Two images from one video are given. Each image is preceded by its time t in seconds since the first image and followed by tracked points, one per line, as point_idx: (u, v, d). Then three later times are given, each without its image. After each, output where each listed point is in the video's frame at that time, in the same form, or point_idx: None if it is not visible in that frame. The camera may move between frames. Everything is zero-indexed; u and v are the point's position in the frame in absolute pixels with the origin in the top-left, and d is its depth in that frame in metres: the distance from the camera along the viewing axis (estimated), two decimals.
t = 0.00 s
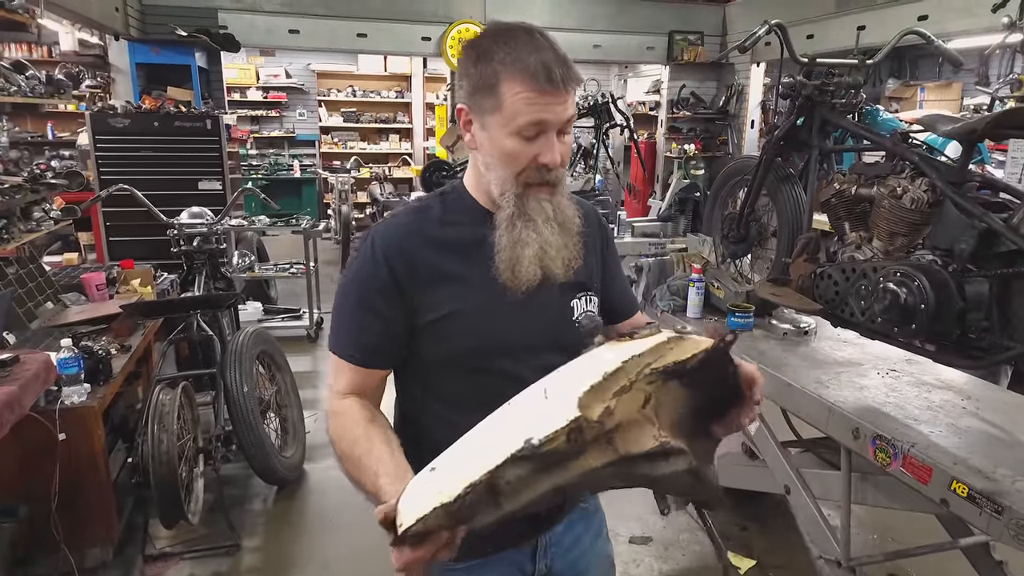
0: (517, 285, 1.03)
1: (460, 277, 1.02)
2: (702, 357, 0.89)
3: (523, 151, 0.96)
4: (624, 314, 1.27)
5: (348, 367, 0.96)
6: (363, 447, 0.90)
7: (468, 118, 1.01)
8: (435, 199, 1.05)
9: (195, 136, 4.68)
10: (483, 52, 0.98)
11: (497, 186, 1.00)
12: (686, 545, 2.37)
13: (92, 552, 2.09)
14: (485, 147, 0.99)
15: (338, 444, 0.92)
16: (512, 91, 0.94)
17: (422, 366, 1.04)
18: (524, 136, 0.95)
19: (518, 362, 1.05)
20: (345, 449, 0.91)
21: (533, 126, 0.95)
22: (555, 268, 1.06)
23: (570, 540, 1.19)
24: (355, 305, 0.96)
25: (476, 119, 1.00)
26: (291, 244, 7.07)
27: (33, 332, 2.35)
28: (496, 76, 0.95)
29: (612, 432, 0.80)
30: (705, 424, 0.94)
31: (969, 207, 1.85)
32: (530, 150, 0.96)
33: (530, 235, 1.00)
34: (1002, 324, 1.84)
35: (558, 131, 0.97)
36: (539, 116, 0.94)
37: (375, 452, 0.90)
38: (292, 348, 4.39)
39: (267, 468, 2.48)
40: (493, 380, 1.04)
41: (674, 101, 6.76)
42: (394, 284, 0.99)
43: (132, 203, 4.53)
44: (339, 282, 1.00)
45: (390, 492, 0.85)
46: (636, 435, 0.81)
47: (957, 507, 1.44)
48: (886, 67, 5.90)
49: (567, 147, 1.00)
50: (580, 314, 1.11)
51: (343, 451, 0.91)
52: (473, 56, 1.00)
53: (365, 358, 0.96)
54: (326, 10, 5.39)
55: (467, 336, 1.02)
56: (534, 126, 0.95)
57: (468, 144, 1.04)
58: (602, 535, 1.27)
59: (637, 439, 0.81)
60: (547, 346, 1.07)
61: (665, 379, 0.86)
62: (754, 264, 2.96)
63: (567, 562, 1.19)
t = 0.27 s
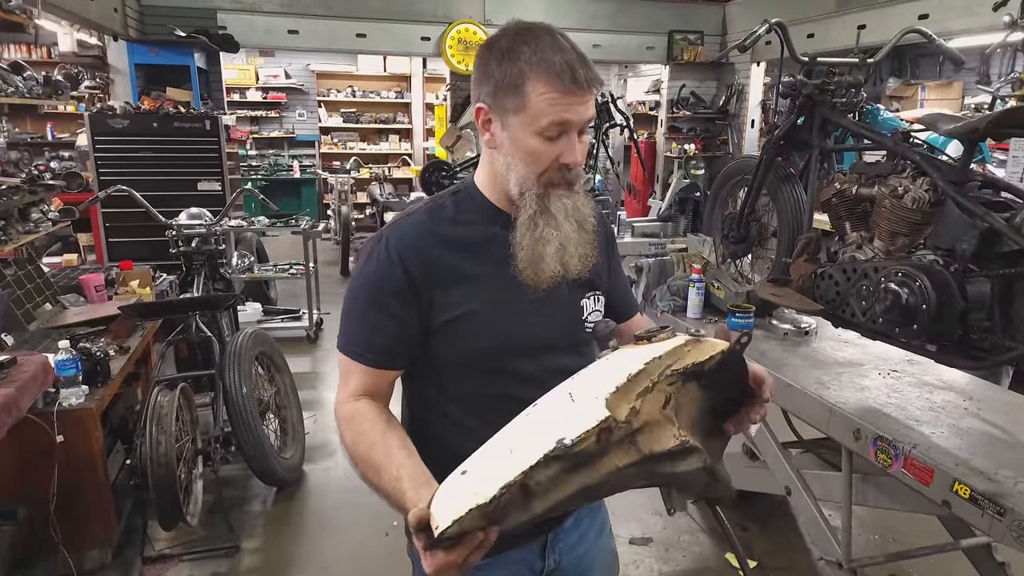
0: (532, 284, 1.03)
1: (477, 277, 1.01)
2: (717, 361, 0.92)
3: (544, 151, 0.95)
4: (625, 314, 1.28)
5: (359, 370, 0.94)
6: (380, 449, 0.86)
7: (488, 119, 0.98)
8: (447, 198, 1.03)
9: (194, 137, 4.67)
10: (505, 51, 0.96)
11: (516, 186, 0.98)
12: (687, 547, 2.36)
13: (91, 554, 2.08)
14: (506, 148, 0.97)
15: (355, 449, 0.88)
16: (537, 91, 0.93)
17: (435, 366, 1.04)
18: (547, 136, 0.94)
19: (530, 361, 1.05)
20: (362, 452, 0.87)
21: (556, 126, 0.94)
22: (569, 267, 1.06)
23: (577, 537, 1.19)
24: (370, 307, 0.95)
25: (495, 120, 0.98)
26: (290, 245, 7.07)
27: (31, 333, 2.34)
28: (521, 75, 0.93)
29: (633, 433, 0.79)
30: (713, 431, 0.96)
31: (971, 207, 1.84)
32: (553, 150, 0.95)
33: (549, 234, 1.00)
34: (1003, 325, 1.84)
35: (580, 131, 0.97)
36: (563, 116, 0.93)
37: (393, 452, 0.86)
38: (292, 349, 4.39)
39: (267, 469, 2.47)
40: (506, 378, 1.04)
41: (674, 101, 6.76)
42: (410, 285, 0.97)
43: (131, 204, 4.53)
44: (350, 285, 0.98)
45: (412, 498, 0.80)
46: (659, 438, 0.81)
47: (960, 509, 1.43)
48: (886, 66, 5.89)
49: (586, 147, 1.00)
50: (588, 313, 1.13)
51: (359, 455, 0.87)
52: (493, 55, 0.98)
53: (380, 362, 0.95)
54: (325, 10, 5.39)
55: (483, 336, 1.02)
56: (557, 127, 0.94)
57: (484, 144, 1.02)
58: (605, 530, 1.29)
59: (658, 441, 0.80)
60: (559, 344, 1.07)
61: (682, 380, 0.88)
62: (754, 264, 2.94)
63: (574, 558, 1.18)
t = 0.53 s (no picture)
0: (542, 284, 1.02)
1: (489, 276, 1.00)
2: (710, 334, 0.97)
3: (566, 152, 0.95)
4: (621, 313, 1.28)
5: (368, 372, 0.94)
6: (396, 450, 0.87)
7: (506, 119, 0.96)
8: (452, 197, 1.02)
9: (193, 137, 4.67)
10: (523, 51, 0.95)
11: (535, 188, 0.97)
12: (686, 547, 2.35)
13: (89, 555, 2.07)
14: (526, 149, 0.95)
15: (367, 453, 0.89)
16: (562, 92, 0.92)
17: (443, 367, 1.03)
18: (570, 136, 0.94)
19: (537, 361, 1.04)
20: (375, 455, 0.88)
21: (580, 126, 0.93)
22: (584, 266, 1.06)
23: (582, 533, 1.19)
24: (380, 309, 0.94)
25: (513, 120, 0.95)
26: (289, 245, 7.06)
27: (29, 334, 2.34)
28: (545, 75, 0.92)
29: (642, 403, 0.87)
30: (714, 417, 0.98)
31: (972, 206, 1.83)
32: (574, 150, 0.95)
33: (571, 229, 1.00)
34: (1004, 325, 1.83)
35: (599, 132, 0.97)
36: (587, 117, 0.93)
37: (409, 454, 0.87)
38: (291, 349, 4.38)
39: (266, 470, 2.47)
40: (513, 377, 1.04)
41: (674, 100, 6.76)
42: (421, 286, 0.96)
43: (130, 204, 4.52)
44: (357, 286, 0.97)
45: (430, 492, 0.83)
46: (664, 408, 0.88)
47: (961, 510, 1.42)
48: (887, 65, 5.88)
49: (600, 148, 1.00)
50: (593, 309, 1.14)
51: (373, 459, 0.88)
52: (510, 55, 0.96)
53: (390, 363, 0.94)
54: (325, 10, 5.38)
55: (493, 336, 1.01)
56: (581, 127, 0.93)
57: (499, 146, 1.00)
58: (609, 526, 1.29)
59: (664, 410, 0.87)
60: (567, 343, 1.07)
61: (679, 353, 0.93)
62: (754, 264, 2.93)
63: (580, 554, 1.18)
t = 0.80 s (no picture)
0: (541, 289, 1.02)
1: (491, 280, 1.00)
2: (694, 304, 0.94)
3: (546, 159, 0.94)
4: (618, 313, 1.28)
5: (371, 380, 0.93)
6: (404, 456, 0.86)
7: (494, 122, 0.97)
8: (453, 200, 1.02)
9: (193, 137, 4.67)
10: (516, 54, 0.95)
11: (519, 191, 0.97)
12: (685, 548, 2.34)
13: (86, 557, 2.07)
14: (511, 153, 0.96)
15: (374, 461, 0.89)
16: (545, 99, 0.91)
17: (443, 372, 1.03)
18: (552, 143, 0.93)
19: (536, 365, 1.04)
20: (382, 463, 0.87)
21: (561, 133, 0.93)
22: (575, 271, 1.06)
23: (581, 534, 1.18)
24: (383, 315, 0.93)
25: (504, 123, 0.96)
26: (289, 246, 7.07)
27: (27, 334, 2.34)
28: (529, 80, 0.92)
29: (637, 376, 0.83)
30: (719, 394, 0.93)
31: (969, 207, 1.83)
32: (556, 156, 0.94)
33: (551, 241, 0.99)
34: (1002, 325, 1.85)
35: (585, 139, 0.96)
36: (569, 125, 0.92)
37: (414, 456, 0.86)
38: (290, 350, 4.38)
39: (264, 471, 2.46)
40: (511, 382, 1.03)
41: (673, 101, 6.76)
42: (424, 290, 0.96)
43: (129, 205, 4.52)
44: (359, 292, 0.96)
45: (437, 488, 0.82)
46: (661, 376, 0.84)
47: (959, 511, 1.42)
48: (885, 66, 5.89)
49: (591, 154, 0.99)
50: (592, 309, 1.15)
51: (380, 467, 0.88)
52: (504, 58, 0.96)
53: (393, 370, 0.94)
54: (324, 10, 5.39)
55: (495, 341, 1.00)
56: (562, 134, 0.93)
57: (491, 148, 1.00)
58: (608, 526, 1.28)
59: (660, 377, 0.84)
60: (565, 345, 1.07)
61: (667, 325, 0.90)
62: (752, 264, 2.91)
63: (580, 554, 1.17)
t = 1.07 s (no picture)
0: (528, 293, 1.02)
1: (477, 286, 1.00)
2: (661, 290, 0.96)
3: (536, 162, 0.95)
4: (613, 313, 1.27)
5: (360, 391, 0.94)
6: (390, 467, 0.85)
7: (477, 126, 0.97)
8: (438, 205, 1.02)
9: (192, 138, 4.67)
10: (494, 57, 0.94)
11: (507, 196, 0.98)
12: (683, 548, 2.34)
13: (84, 557, 2.07)
14: (497, 157, 0.96)
15: (362, 473, 0.88)
16: (530, 102, 0.92)
17: (433, 378, 1.02)
18: (538, 145, 0.94)
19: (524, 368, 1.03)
20: (370, 476, 0.87)
21: (547, 135, 0.93)
22: (563, 273, 1.07)
23: (577, 535, 1.18)
24: (369, 324, 0.93)
25: (485, 126, 0.96)
26: (288, 246, 7.07)
27: (25, 335, 2.34)
28: (510, 83, 0.92)
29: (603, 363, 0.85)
30: (701, 378, 0.92)
31: (966, 207, 1.82)
32: (543, 159, 0.95)
33: (536, 244, 1.00)
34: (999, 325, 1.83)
35: (570, 139, 0.96)
36: (554, 125, 0.92)
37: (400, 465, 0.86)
38: (289, 350, 4.39)
39: (262, 471, 2.46)
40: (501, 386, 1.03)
41: (673, 101, 6.76)
42: (409, 298, 0.96)
43: (128, 205, 4.53)
44: (344, 304, 0.96)
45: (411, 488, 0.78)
46: (628, 361, 0.85)
47: (956, 510, 1.42)
48: (885, 66, 5.89)
49: (577, 151, 0.99)
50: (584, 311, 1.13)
51: (366, 480, 0.87)
52: (482, 61, 0.96)
53: (380, 379, 0.94)
54: (323, 11, 5.39)
55: (484, 346, 1.00)
56: (547, 135, 0.93)
57: (475, 151, 1.01)
58: (603, 527, 1.28)
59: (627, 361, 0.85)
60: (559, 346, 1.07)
61: (634, 312, 0.91)
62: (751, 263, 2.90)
63: (575, 556, 1.17)
